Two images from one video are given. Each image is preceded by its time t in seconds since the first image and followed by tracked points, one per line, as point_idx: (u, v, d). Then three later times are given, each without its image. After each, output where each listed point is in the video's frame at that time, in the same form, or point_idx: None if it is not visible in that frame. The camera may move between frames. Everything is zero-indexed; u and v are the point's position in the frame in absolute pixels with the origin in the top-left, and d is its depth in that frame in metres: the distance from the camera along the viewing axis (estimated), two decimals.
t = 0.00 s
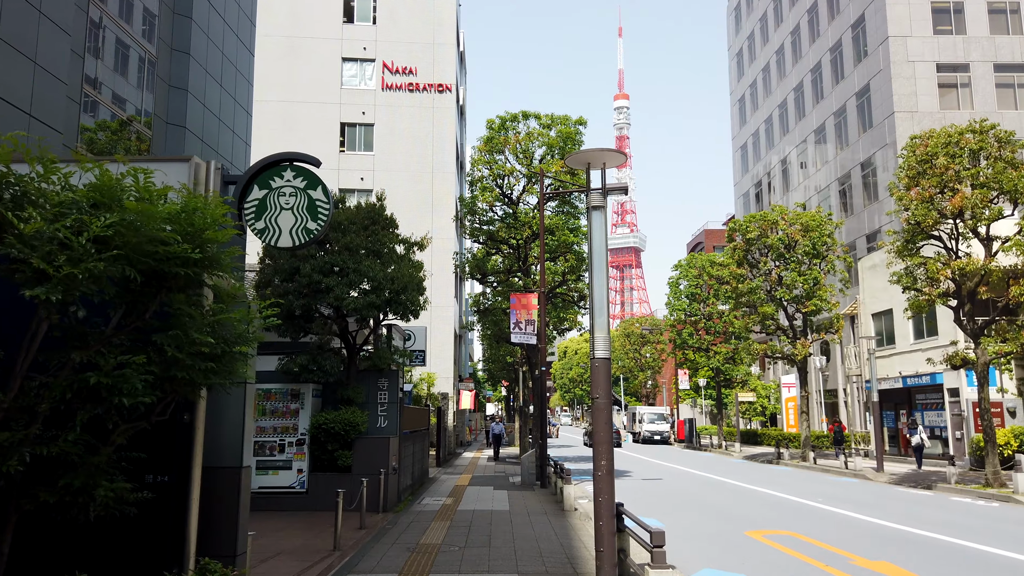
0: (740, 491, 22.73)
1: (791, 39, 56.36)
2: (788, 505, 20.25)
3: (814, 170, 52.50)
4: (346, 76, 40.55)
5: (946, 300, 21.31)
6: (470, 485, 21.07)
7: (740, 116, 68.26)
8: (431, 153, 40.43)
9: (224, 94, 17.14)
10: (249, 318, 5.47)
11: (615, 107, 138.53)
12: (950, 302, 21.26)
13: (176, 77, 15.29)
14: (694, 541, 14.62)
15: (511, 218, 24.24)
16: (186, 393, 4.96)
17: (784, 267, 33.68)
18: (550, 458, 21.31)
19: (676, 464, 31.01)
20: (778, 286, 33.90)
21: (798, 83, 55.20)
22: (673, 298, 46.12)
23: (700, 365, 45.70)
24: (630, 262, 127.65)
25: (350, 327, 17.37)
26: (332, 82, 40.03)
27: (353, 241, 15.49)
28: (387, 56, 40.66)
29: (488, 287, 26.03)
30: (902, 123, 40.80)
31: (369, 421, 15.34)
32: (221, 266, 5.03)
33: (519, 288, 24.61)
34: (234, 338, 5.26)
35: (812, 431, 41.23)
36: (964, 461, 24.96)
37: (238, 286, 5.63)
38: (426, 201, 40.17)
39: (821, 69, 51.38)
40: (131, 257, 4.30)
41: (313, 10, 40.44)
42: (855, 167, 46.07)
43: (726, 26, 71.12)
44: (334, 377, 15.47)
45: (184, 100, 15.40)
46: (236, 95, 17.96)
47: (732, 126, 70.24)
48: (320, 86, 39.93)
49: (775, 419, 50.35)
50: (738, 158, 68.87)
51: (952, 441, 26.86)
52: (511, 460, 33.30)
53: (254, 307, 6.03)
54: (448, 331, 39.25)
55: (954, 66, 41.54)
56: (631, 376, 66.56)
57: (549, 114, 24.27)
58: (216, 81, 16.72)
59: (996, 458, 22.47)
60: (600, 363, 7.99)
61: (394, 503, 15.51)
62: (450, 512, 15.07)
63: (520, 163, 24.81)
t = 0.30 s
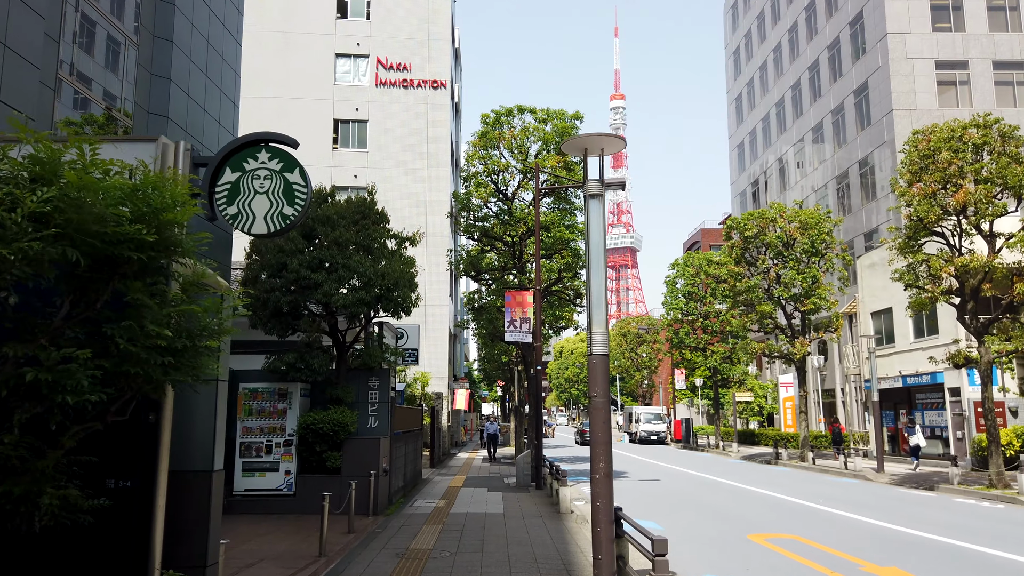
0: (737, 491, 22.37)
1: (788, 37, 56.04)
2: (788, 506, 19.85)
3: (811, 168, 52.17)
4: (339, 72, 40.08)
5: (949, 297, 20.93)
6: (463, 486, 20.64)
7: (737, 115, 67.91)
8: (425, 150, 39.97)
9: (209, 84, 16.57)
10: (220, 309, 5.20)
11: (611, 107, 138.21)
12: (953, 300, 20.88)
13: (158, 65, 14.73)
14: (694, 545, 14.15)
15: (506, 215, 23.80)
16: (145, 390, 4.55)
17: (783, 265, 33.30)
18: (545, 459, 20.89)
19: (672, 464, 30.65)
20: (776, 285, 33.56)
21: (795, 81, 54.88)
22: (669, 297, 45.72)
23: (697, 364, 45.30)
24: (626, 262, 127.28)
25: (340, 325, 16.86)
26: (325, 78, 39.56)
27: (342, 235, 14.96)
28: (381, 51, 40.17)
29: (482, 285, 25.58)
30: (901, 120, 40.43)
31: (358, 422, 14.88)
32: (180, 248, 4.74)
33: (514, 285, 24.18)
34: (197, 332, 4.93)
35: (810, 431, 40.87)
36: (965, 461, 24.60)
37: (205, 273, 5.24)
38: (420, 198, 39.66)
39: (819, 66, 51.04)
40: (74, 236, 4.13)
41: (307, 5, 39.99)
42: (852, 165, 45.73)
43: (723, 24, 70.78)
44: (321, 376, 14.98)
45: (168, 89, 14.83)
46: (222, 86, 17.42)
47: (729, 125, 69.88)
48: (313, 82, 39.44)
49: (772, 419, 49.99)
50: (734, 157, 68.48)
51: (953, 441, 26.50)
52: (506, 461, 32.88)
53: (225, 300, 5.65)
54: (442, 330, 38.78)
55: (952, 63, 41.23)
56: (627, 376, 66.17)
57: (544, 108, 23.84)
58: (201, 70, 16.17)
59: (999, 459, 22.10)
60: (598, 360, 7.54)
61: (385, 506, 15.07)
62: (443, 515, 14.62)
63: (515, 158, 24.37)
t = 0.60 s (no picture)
0: (736, 491, 22.00)
1: (786, 34, 55.68)
2: (790, 507, 19.48)
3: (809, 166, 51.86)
4: (334, 67, 39.58)
5: (952, 295, 20.58)
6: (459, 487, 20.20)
7: (734, 113, 67.53)
8: (420, 146, 39.50)
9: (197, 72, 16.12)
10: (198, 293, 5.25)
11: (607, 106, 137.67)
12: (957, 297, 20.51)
13: (143, 51, 14.29)
14: (695, 546, 13.74)
15: (502, 210, 23.37)
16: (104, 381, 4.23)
17: (782, 263, 32.93)
18: (542, 459, 20.47)
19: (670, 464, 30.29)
20: (775, 282, 33.20)
21: (793, 79, 54.54)
22: (667, 295, 45.30)
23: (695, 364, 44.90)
24: (622, 262, 126.73)
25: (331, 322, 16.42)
26: (319, 73, 39.04)
27: (334, 228, 14.52)
28: (375, 46, 39.68)
29: (478, 282, 25.18)
30: (901, 117, 40.08)
31: (351, 420, 14.46)
32: (140, 227, 4.91)
33: (511, 282, 23.77)
34: (162, 318, 4.99)
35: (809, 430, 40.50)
36: (968, 461, 24.26)
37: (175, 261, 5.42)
38: (415, 195, 39.18)
39: (818, 63, 50.70)
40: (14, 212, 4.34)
41: None
42: (851, 162, 45.39)
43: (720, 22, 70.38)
44: (312, 374, 14.58)
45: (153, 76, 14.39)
46: (210, 75, 16.97)
47: (727, 123, 69.48)
48: (306, 77, 38.95)
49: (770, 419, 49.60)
50: (732, 155, 68.07)
51: (955, 440, 26.17)
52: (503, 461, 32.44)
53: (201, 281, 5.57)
54: (438, 329, 38.27)
55: (952, 60, 40.90)
56: (624, 376, 65.72)
57: (541, 102, 23.39)
58: (188, 57, 15.74)
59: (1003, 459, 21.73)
60: (600, 355, 7.11)
61: (377, 507, 14.64)
62: (437, 517, 14.20)
63: (511, 153, 23.93)
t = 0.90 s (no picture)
0: (737, 493, 21.57)
1: (784, 32, 55.31)
2: (792, 508, 19.07)
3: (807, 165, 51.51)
4: (327, 63, 39.10)
5: (957, 292, 20.19)
6: (453, 488, 19.77)
7: (732, 112, 67.10)
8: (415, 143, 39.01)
9: (180, 58, 15.64)
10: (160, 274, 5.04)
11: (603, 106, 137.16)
12: (961, 295, 20.12)
13: (126, 38, 13.79)
14: (697, 550, 13.29)
15: (498, 206, 22.91)
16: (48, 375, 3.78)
17: (781, 261, 32.52)
18: (538, 459, 20.07)
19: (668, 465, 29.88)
20: (775, 281, 32.82)
21: (791, 77, 54.18)
22: (664, 294, 44.84)
23: (693, 363, 44.53)
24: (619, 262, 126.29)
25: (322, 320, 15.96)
26: (313, 69, 38.57)
27: (323, 222, 14.00)
28: (370, 42, 39.19)
29: (473, 279, 24.73)
30: (900, 115, 39.76)
31: (341, 420, 13.98)
32: (93, 204, 4.79)
33: (507, 279, 23.34)
34: (118, 305, 4.82)
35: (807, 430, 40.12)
36: (971, 462, 23.87)
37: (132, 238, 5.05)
38: (410, 191, 38.70)
39: (816, 61, 50.34)
40: None
41: None
42: (850, 160, 45.01)
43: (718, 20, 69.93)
44: (301, 372, 14.15)
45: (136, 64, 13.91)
46: (195, 62, 16.49)
47: (724, 122, 69.09)
48: (300, 73, 38.47)
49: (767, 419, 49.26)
50: (729, 154, 67.66)
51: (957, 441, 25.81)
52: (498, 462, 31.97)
53: (165, 269, 5.20)
54: (433, 327, 37.76)
55: (951, 57, 40.59)
56: (620, 376, 65.27)
57: (538, 96, 22.94)
58: (172, 43, 15.25)
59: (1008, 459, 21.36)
60: (601, 349, 6.66)
61: (369, 510, 14.17)
62: (430, 520, 13.74)
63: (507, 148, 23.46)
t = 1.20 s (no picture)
0: (740, 492, 21.15)
1: (785, 29, 54.90)
2: (797, 508, 18.65)
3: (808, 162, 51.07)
4: (324, 58, 38.68)
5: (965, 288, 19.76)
6: (450, 488, 19.33)
7: (732, 110, 66.64)
8: (413, 140, 38.54)
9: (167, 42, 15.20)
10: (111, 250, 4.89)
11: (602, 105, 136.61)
12: (970, 291, 19.70)
13: (108, 21, 13.35)
14: (701, 550, 12.86)
15: (495, 200, 22.46)
16: None
17: (784, 258, 32.06)
18: (537, 459, 19.63)
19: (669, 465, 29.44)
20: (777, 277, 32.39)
21: (791, 74, 53.74)
22: (665, 292, 44.38)
23: (693, 362, 44.10)
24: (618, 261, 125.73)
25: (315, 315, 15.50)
26: (309, 64, 38.16)
27: (315, 213, 13.59)
28: (367, 36, 38.73)
29: (471, 275, 24.29)
30: (903, 111, 39.34)
31: (334, 418, 13.63)
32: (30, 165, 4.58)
33: (505, 275, 22.90)
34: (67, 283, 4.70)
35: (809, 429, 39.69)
36: (978, 461, 23.43)
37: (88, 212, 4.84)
38: (408, 188, 38.23)
39: (817, 57, 49.91)
40: None
41: None
42: (852, 157, 44.56)
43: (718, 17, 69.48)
44: (292, 368, 13.65)
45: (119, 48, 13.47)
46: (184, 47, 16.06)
47: (724, 120, 68.63)
48: (296, 68, 38.05)
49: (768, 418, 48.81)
50: (729, 152, 67.20)
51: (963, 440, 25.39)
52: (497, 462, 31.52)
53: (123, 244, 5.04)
54: (430, 326, 37.30)
55: (954, 53, 40.17)
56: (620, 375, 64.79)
57: (537, 88, 22.50)
58: (158, 26, 14.80)
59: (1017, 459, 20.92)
60: (604, 339, 6.24)
61: (362, 511, 13.72)
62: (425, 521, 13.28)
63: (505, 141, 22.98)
